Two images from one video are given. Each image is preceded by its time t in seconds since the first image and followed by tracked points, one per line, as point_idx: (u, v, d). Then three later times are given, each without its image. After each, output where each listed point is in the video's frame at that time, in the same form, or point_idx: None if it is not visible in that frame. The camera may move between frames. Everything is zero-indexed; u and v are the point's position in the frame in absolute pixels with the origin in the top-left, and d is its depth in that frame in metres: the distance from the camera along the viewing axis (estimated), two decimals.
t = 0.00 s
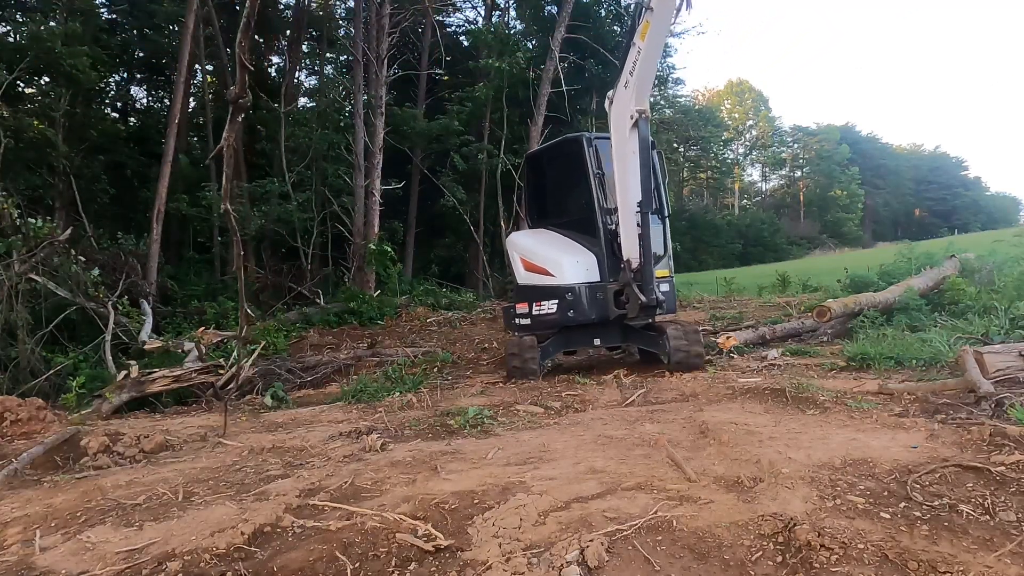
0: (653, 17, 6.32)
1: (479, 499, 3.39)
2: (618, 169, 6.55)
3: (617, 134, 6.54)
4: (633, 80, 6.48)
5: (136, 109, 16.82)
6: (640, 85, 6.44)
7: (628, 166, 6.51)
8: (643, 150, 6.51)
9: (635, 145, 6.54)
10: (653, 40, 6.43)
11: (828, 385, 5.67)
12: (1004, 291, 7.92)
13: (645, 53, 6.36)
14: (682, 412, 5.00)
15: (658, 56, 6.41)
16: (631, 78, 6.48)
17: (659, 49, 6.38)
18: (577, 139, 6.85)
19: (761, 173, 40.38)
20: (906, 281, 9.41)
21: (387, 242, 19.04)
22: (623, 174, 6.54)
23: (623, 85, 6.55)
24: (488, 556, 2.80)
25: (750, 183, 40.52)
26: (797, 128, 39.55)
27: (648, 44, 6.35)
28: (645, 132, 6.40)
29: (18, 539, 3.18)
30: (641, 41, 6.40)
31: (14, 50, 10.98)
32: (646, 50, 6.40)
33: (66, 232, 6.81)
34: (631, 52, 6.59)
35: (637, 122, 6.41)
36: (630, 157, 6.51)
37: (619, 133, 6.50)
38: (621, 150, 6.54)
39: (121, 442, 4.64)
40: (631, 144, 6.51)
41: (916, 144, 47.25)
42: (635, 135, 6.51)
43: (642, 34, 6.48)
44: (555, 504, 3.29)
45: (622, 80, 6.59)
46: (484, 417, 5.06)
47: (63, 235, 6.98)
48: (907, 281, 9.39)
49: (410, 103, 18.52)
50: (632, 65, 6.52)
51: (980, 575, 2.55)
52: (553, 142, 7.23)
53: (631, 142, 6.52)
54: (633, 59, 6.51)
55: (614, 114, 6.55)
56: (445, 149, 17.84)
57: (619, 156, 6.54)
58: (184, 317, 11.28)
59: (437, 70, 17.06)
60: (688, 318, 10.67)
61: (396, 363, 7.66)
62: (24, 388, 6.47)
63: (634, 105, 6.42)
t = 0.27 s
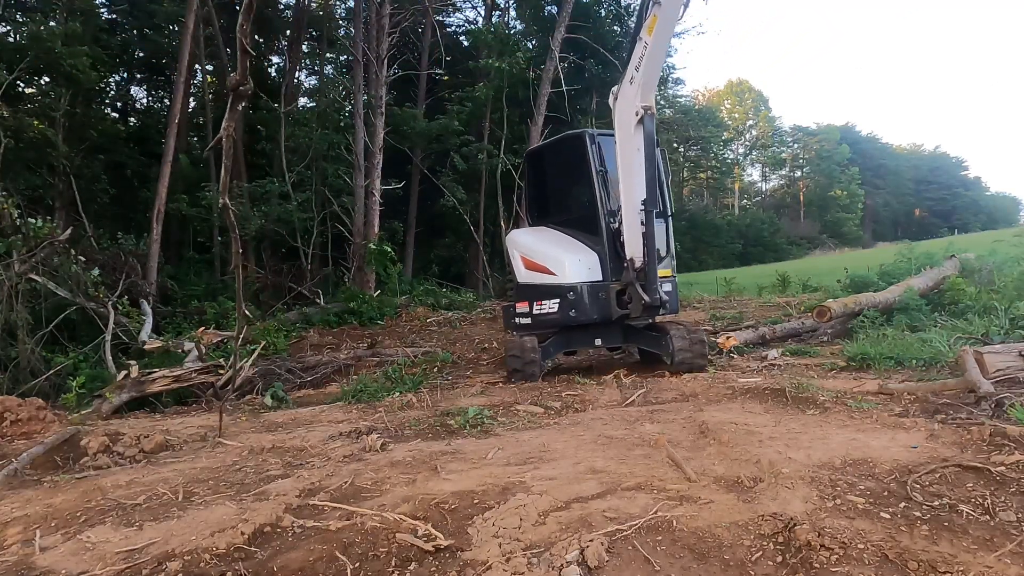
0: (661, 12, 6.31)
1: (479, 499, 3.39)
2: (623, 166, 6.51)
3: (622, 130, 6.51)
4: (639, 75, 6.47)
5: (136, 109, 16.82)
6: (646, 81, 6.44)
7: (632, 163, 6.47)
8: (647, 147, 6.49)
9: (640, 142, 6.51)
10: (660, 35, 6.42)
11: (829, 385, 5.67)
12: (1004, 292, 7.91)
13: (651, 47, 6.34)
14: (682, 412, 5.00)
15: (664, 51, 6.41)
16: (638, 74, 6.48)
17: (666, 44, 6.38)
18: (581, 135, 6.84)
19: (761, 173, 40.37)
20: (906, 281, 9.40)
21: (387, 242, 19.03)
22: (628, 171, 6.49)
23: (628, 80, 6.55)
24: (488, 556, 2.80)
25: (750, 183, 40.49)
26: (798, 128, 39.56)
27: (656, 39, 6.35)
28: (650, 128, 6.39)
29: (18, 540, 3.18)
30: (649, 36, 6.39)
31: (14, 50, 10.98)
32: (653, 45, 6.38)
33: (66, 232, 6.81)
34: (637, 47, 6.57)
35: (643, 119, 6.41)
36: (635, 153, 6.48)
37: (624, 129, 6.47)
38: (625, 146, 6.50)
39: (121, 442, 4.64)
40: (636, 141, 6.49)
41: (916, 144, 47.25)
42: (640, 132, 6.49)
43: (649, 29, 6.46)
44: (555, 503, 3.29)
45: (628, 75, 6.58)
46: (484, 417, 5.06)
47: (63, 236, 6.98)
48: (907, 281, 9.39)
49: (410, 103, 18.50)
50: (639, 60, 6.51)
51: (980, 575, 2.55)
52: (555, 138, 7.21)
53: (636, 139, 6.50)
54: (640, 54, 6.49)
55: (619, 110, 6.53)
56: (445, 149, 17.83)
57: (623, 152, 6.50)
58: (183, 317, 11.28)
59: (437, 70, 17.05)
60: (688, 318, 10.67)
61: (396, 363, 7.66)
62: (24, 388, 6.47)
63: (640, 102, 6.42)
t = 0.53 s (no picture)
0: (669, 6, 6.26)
1: (479, 499, 3.39)
2: (627, 163, 6.49)
3: (628, 126, 6.49)
4: (646, 70, 6.43)
5: (136, 109, 16.82)
6: (652, 76, 6.40)
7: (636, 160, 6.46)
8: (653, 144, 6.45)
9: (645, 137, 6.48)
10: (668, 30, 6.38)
11: (829, 385, 5.67)
12: (1004, 292, 7.91)
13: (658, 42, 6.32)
14: (682, 412, 5.00)
15: (671, 46, 6.37)
16: (644, 68, 6.44)
17: (673, 39, 6.34)
18: (584, 131, 6.83)
19: (761, 173, 40.35)
20: (906, 281, 9.40)
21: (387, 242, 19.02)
22: (633, 169, 6.47)
23: (634, 76, 6.53)
24: (488, 556, 2.80)
25: (750, 183, 40.48)
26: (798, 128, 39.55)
27: (663, 33, 6.31)
28: (655, 125, 6.37)
29: (18, 540, 3.18)
30: (656, 30, 6.35)
31: (14, 50, 10.98)
32: (660, 39, 6.34)
33: (66, 233, 6.80)
34: (644, 41, 6.54)
35: (648, 114, 6.37)
36: (640, 150, 6.46)
37: (630, 125, 6.46)
38: (631, 142, 6.48)
39: (121, 442, 4.64)
40: (641, 137, 6.45)
41: (916, 144, 47.24)
42: (646, 128, 6.45)
43: (656, 23, 6.41)
44: (555, 504, 3.29)
45: (634, 70, 6.56)
46: (484, 417, 5.06)
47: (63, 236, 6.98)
48: (907, 281, 9.39)
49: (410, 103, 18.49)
50: (645, 54, 6.48)
51: (980, 575, 2.55)
52: (559, 134, 7.20)
53: (641, 135, 6.47)
54: (647, 48, 6.46)
55: (625, 105, 6.51)
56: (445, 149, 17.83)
57: (628, 149, 6.48)
58: (183, 317, 11.28)
59: (437, 70, 17.05)
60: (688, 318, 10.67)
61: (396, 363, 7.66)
62: (23, 388, 6.46)
63: (646, 97, 6.39)
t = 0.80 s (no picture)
0: None
1: (479, 499, 3.39)
2: (631, 158, 6.51)
3: (631, 121, 6.50)
4: (650, 63, 6.42)
5: (136, 109, 16.82)
6: (656, 69, 6.38)
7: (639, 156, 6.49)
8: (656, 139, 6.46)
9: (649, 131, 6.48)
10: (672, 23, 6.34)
11: (828, 385, 5.67)
12: (1004, 292, 7.91)
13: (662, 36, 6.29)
14: (682, 412, 5.00)
15: (676, 39, 6.34)
16: (648, 62, 6.42)
17: (677, 31, 6.31)
18: (586, 127, 6.83)
19: (761, 173, 40.35)
20: (906, 281, 9.40)
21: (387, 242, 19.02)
22: (636, 165, 6.50)
23: (638, 70, 6.52)
24: (488, 556, 2.80)
25: (750, 183, 40.47)
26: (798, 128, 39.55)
27: (667, 26, 6.27)
28: (659, 120, 6.36)
29: (18, 540, 3.18)
30: (661, 23, 6.32)
31: (14, 50, 10.98)
32: (665, 32, 6.31)
33: (66, 233, 6.80)
34: (648, 34, 6.51)
35: (652, 109, 6.36)
36: (644, 145, 6.47)
37: (633, 120, 6.48)
38: (634, 138, 6.49)
39: (120, 442, 4.64)
40: (644, 132, 6.47)
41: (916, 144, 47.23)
42: (650, 123, 6.45)
43: (661, 15, 6.38)
44: (555, 503, 3.29)
45: (638, 63, 6.56)
46: (484, 417, 5.06)
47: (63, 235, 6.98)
48: (907, 281, 9.39)
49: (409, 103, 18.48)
50: (650, 47, 6.45)
51: (980, 575, 2.55)
52: (560, 131, 7.19)
53: (645, 129, 6.47)
54: (651, 40, 6.43)
55: (629, 99, 6.52)
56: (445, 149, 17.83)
57: (631, 144, 6.50)
58: (183, 317, 11.28)
59: (437, 70, 17.05)
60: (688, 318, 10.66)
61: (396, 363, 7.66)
62: (23, 388, 6.46)
63: (650, 91, 6.38)
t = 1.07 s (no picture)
0: None
1: (479, 499, 3.39)
2: (634, 154, 6.50)
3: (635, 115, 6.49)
4: (653, 57, 6.42)
5: (136, 109, 16.82)
6: (660, 64, 6.38)
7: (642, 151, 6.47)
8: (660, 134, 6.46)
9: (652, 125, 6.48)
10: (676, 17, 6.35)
11: (828, 385, 5.68)
12: (1004, 291, 7.91)
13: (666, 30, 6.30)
14: (682, 412, 5.00)
15: (679, 34, 6.35)
16: (652, 56, 6.43)
17: (681, 25, 6.32)
18: (587, 124, 6.82)
19: (761, 173, 40.36)
20: (906, 281, 9.40)
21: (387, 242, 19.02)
22: (640, 161, 6.49)
23: (642, 64, 6.52)
24: (488, 556, 2.80)
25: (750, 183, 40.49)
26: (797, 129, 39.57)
27: (672, 20, 6.28)
28: (663, 115, 6.38)
29: (18, 540, 3.18)
30: (665, 17, 6.32)
31: (14, 50, 10.99)
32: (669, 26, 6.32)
33: (67, 232, 6.80)
34: (652, 28, 6.50)
35: (656, 103, 6.37)
36: (648, 140, 6.46)
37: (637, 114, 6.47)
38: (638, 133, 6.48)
39: (121, 442, 4.64)
40: (647, 126, 6.47)
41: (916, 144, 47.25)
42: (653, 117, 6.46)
43: (665, 9, 6.39)
44: (555, 503, 3.29)
45: (642, 57, 6.55)
46: (484, 417, 5.06)
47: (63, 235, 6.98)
48: (907, 281, 9.39)
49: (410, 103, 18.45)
50: (654, 41, 6.45)
51: (980, 575, 2.55)
52: (560, 130, 7.19)
53: (648, 124, 6.47)
54: (655, 34, 6.43)
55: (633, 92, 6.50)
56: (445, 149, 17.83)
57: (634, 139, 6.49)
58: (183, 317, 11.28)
59: (437, 70, 17.05)
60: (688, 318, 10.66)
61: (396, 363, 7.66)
62: (23, 388, 6.46)
63: (653, 85, 6.37)
